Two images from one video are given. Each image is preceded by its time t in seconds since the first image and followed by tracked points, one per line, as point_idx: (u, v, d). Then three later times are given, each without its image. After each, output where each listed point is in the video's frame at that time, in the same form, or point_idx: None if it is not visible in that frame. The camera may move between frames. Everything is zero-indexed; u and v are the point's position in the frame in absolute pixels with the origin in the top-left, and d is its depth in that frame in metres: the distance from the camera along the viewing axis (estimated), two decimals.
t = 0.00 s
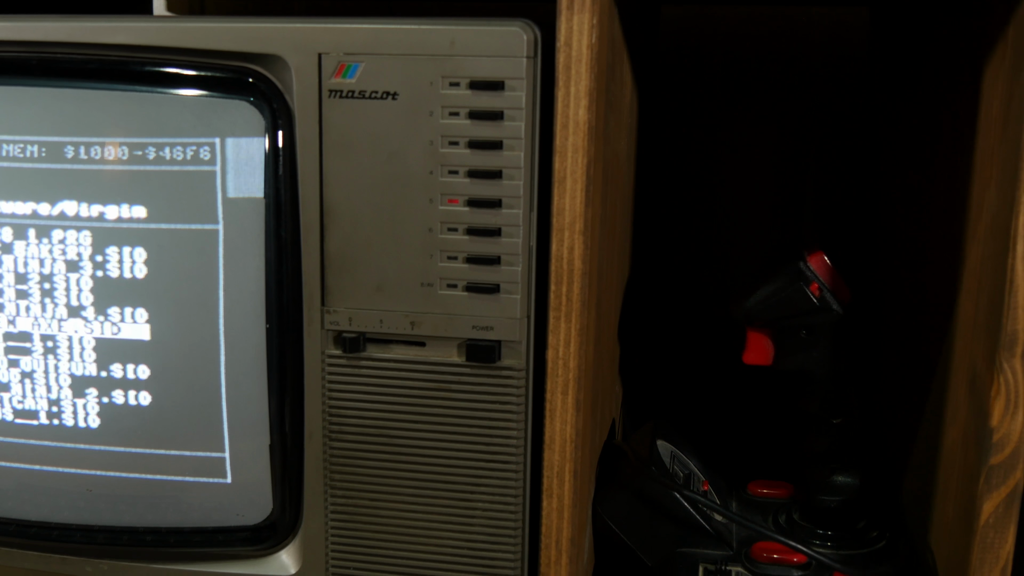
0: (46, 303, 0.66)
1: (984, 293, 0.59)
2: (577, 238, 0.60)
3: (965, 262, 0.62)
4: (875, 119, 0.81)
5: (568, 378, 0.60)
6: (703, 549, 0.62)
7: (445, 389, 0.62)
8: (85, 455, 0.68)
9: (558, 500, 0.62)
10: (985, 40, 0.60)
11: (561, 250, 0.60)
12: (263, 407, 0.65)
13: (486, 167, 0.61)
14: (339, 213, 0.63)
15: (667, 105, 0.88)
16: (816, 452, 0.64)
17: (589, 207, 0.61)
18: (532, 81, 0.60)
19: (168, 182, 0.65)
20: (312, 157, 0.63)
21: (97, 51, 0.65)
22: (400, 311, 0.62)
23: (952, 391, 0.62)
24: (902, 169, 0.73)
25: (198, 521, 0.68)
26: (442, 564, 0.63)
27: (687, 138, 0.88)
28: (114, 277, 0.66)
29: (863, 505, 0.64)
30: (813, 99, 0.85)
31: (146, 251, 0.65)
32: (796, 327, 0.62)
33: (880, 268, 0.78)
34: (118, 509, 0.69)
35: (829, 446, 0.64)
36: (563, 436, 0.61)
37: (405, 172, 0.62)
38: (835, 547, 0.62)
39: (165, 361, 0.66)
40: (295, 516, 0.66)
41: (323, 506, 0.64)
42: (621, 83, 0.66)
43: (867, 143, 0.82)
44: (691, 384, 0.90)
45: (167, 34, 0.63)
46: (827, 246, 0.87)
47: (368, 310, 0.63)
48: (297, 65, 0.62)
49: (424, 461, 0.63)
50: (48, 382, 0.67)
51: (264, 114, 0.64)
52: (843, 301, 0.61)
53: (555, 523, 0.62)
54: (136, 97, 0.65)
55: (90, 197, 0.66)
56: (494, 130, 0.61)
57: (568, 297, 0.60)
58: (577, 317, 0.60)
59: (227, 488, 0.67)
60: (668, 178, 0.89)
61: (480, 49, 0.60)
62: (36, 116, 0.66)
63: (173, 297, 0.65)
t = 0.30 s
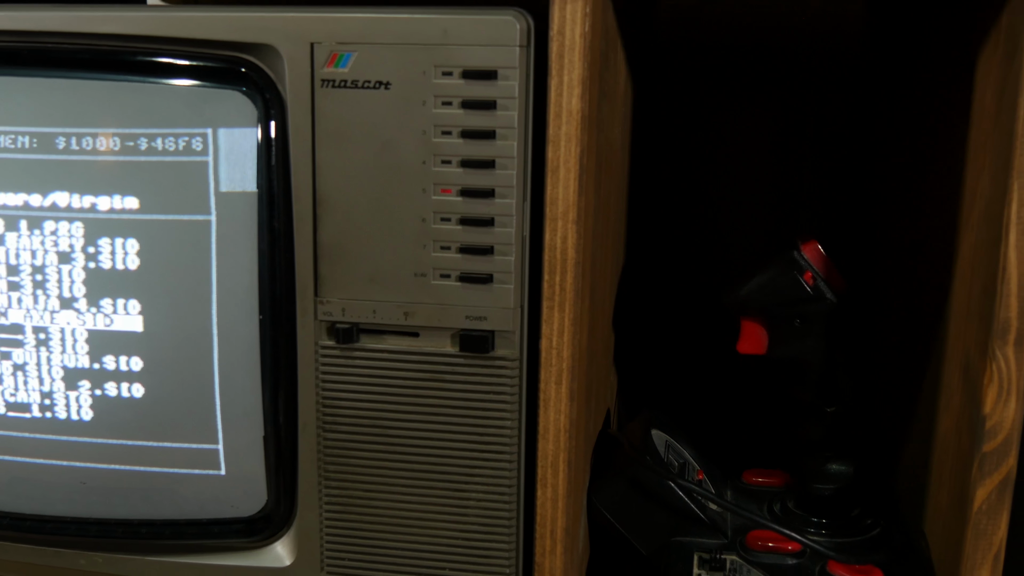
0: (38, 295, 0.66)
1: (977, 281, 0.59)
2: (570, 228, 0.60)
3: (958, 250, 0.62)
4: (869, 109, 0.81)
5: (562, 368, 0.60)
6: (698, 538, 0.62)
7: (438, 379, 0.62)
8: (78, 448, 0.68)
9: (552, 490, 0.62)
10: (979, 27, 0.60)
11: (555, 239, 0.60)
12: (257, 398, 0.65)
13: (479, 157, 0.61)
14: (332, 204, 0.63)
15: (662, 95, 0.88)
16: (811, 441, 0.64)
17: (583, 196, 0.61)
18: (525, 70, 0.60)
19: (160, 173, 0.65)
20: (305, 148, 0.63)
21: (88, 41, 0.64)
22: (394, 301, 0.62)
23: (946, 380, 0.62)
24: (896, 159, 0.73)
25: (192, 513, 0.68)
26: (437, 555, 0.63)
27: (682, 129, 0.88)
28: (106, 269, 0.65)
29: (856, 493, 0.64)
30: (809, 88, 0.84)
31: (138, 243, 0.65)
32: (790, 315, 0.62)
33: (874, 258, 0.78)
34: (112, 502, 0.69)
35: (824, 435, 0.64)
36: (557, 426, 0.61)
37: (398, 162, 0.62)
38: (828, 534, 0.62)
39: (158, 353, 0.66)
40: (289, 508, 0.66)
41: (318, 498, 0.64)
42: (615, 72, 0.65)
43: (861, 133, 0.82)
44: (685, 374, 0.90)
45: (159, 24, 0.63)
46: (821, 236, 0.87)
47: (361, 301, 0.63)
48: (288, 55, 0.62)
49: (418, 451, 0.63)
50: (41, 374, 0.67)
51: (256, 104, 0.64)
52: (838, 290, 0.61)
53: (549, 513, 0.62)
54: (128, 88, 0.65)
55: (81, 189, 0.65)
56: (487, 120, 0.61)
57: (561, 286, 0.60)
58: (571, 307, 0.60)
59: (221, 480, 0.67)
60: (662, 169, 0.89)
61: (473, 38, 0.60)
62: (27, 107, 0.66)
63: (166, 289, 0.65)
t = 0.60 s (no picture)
0: (19, 289, 0.66)
1: (959, 271, 0.59)
2: (554, 220, 0.60)
3: (941, 241, 0.62)
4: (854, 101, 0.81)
5: (546, 360, 0.60)
6: (682, 529, 0.62)
7: (422, 373, 0.62)
8: (60, 444, 0.67)
9: (537, 483, 0.62)
10: (961, 18, 0.60)
11: (538, 232, 0.60)
12: (240, 393, 0.65)
13: (462, 150, 0.61)
14: (315, 197, 0.62)
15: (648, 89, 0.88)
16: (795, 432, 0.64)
17: (566, 188, 0.61)
18: (509, 62, 0.60)
19: (142, 166, 0.64)
20: (287, 140, 0.62)
21: (69, 34, 0.64)
22: (377, 294, 0.62)
23: (928, 370, 0.63)
24: (881, 151, 0.74)
25: (176, 509, 0.68)
26: (422, 549, 0.63)
27: (668, 122, 0.87)
28: (88, 263, 0.65)
29: (840, 483, 0.65)
30: (795, 80, 0.84)
31: (120, 237, 0.65)
32: (774, 307, 0.62)
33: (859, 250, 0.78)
34: (96, 497, 0.68)
35: (807, 425, 0.65)
36: (542, 419, 0.61)
37: (381, 155, 0.62)
38: (813, 525, 0.62)
39: (141, 347, 0.65)
40: (273, 503, 0.66)
41: (302, 492, 0.64)
42: (599, 64, 0.65)
43: (846, 126, 0.83)
44: (672, 368, 0.90)
45: (140, 16, 0.62)
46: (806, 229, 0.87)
47: (344, 294, 0.63)
48: (271, 48, 0.62)
49: (403, 445, 0.63)
50: (22, 369, 0.67)
51: (238, 97, 0.64)
52: (819, 280, 0.62)
53: (534, 505, 0.62)
54: (109, 81, 0.64)
55: (62, 182, 0.65)
56: (470, 112, 0.61)
57: (545, 279, 0.60)
58: (554, 299, 0.60)
59: (205, 475, 0.67)
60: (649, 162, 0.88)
61: (456, 30, 0.60)
62: (7, 99, 0.65)
63: (148, 283, 0.65)
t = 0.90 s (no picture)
0: None
1: (929, 264, 0.59)
2: (525, 214, 0.60)
3: (911, 234, 0.62)
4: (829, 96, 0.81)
5: (519, 354, 0.60)
6: (655, 522, 0.63)
7: (394, 367, 0.62)
8: (30, 442, 0.67)
9: (510, 477, 0.62)
10: (931, 12, 0.60)
11: (510, 226, 0.59)
12: (211, 389, 0.65)
13: (434, 144, 0.61)
14: (286, 192, 0.62)
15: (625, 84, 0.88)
16: (768, 424, 0.65)
17: (539, 182, 0.61)
18: (480, 56, 0.60)
19: (111, 161, 0.64)
20: (258, 135, 0.62)
21: (35, 27, 0.63)
22: (349, 290, 0.62)
23: (899, 362, 0.63)
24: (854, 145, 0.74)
25: (148, 507, 0.67)
26: (396, 544, 0.63)
27: (646, 117, 0.87)
28: (56, 259, 0.64)
29: (812, 475, 0.65)
30: (772, 75, 0.84)
31: (88, 233, 0.64)
32: (747, 300, 0.62)
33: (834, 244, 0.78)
34: (67, 496, 0.68)
35: (781, 418, 0.64)
36: (515, 413, 0.61)
37: (352, 149, 0.61)
38: (785, 517, 0.62)
39: (110, 344, 0.65)
40: (247, 500, 0.65)
41: (274, 489, 0.63)
42: (573, 57, 0.65)
43: (822, 121, 0.83)
44: (647, 362, 0.90)
45: (108, 10, 0.62)
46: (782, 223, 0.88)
47: (316, 290, 0.62)
48: (240, 41, 0.61)
49: (376, 440, 0.62)
50: None
51: (208, 91, 0.63)
52: (793, 274, 0.62)
53: (508, 499, 0.62)
54: (77, 75, 0.64)
55: (30, 178, 0.64)
56: (442, 106, 0.60)
57: (517, 273, 0.60)
58: (526, 294, 0.60)
59: (177, 473, 0.66)
60: (626, 158, 0.89)
61: (426, 23, 0.60)
62: None
63: (118, 279, 0.64)
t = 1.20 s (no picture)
0: None
1: (885, 257, 0.60)
2: (484, 209, 0.60)
3: (868, 227, 0.62)
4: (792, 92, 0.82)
5: (478, 350, 0.60)
6: (614, 516, 0.63)
7: (353, 363, 0.62)
8: None
9: (470, 473, 0.62)
10: (886, 7, 0.61)
11: (468, 221, 0.59)
12: (168, 387, 0.64)
13: (391, 139, 0.60)
14: (243, 188, 0.61)
15: (592, 80, 0.88)
16: (729, 417, 0.66)
17: (497, 178, 0.60)
18: (437, 51, 0.60)
19: (64, 158, 0.63)
20: (214, 131, 0.61)
21: None
22: (306, 286, 0.62)
23: (856, 355, 0.63)
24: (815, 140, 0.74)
25: (106, 507, 0.67)
26: (355, 541, 0.63)
27: (612, 113, 0.88)
28: (8, 257, 0.63)
29: (772, 468, 0.66)
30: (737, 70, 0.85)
31: (41, 230, 0.63)
32: (705, 294, 0.62)
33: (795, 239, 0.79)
34: (22, 497, 0.67)
35: (740, 411, 0.66)
36: (474, 409, 0.61)
37: (309, 144, 0.61)
38: (745, 510, 0.63)
39: (65, 343, 0.64)
40: (205, 498, 0.65)
41: (233, 487, 0.63)
42: (532, 52, 0.65)
43: (785, 116, 0.84)
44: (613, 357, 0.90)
45: (58, 3, 0.61)
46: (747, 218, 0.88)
47: (274, 286, 0.62)
48: (194, 35, 0.60)
49: (335, 437, 0.62)
50: None
51: (162, 86, 0.63)
52: (750, 268, 0.62)
53: (468, 496, 0.62)
54: (29, 70, 0.63)
55: None
56: (399, 101, 0.60)
57: (476, 268, 0.60)
58: (485, 289, 0.59)
59: (134, 472, 0.66)
60: (594, 153, 0.89)
61: (382, 17, 0.59)
62: None
63: (72, 277, 0.63)
